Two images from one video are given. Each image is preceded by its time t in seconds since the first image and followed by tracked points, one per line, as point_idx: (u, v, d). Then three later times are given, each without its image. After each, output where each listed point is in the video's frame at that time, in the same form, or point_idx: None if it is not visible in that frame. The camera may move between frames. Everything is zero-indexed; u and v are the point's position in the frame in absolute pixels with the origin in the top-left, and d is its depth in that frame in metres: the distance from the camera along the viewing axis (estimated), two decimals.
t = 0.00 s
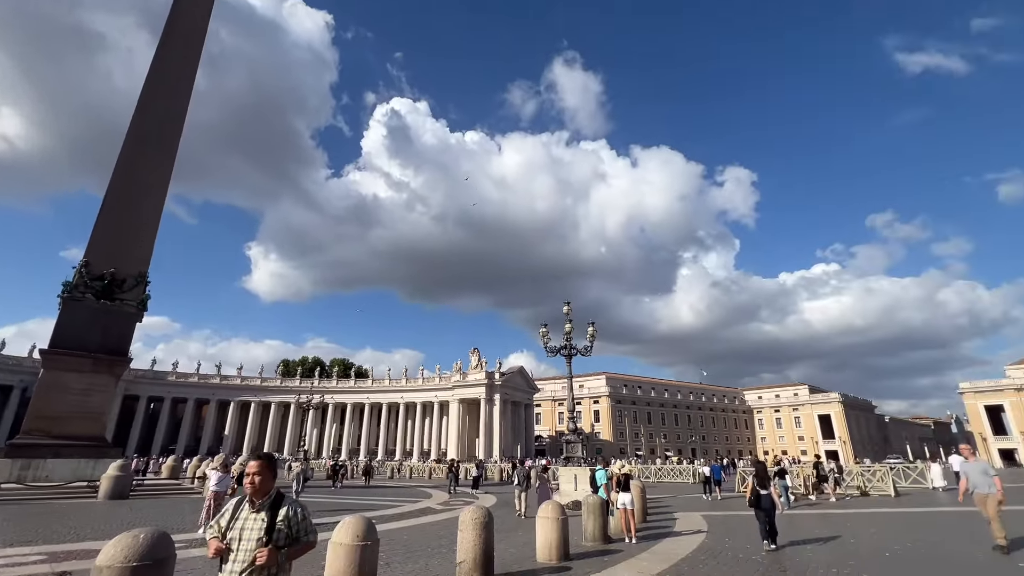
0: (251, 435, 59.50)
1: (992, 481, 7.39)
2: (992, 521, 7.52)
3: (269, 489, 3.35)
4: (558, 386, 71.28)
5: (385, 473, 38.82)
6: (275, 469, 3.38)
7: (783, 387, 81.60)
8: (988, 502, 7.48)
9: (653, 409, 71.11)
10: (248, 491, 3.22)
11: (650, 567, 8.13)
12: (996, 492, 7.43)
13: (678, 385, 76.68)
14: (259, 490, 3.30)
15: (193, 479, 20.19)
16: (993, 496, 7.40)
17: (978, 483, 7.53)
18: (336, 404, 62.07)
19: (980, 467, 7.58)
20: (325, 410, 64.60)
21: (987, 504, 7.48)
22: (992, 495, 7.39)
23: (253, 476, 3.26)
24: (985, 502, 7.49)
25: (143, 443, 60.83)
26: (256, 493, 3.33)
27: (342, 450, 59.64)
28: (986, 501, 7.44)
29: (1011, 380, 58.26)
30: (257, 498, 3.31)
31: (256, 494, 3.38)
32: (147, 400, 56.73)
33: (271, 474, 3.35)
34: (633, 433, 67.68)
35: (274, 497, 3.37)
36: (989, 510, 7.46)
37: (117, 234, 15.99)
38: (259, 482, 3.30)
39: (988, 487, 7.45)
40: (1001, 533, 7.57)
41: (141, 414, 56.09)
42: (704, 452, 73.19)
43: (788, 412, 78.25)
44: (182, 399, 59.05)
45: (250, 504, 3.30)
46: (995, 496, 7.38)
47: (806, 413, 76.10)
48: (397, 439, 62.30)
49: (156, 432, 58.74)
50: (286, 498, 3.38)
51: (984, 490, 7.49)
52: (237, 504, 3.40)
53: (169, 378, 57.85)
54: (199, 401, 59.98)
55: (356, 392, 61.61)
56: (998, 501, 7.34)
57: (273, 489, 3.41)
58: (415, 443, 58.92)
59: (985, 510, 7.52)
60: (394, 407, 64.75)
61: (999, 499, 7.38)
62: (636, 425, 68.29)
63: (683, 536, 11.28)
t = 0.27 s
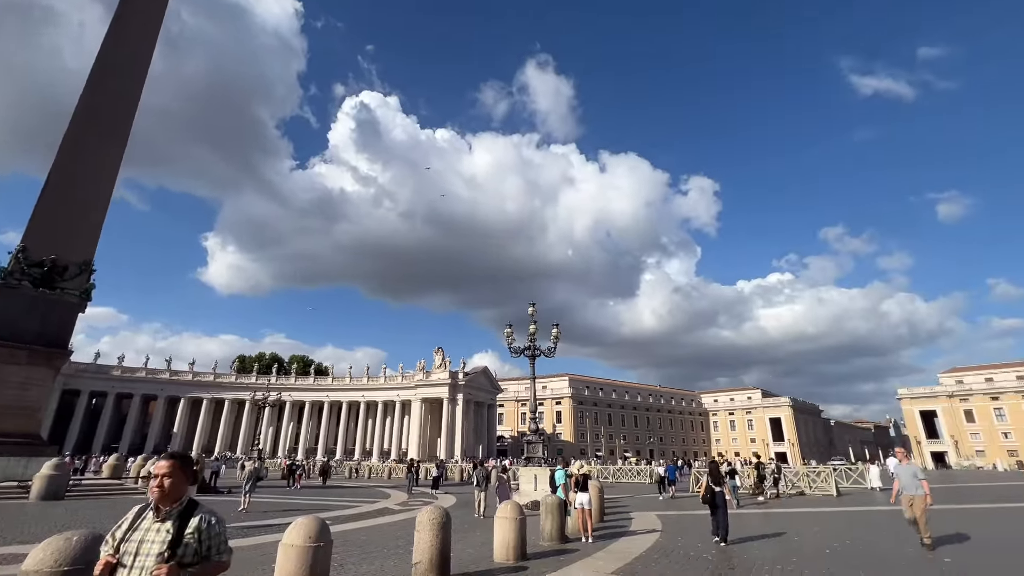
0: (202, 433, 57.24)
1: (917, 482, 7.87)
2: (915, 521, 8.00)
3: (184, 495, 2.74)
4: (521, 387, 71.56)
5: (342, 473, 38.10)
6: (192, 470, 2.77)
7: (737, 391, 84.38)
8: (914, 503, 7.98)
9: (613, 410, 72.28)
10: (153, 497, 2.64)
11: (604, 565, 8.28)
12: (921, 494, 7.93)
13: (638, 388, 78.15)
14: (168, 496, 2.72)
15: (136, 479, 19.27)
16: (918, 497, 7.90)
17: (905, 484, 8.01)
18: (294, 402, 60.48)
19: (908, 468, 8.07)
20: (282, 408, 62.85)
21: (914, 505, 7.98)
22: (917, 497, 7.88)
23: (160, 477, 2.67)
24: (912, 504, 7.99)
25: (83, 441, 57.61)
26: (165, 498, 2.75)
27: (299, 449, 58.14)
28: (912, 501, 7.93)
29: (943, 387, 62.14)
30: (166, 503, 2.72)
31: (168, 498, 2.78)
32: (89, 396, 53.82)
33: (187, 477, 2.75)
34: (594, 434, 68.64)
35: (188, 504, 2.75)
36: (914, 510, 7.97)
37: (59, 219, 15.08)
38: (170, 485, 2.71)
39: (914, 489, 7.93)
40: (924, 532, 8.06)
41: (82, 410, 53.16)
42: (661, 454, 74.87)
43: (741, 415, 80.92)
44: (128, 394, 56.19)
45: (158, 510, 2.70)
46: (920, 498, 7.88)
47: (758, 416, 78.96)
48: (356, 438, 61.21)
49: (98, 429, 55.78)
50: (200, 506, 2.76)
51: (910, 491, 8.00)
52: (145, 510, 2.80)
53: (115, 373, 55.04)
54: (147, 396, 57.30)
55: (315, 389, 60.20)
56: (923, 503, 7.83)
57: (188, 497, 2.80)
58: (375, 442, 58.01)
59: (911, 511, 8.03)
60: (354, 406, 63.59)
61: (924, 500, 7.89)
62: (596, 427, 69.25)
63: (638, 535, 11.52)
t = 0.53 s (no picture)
0: (148, 431, 54.64)
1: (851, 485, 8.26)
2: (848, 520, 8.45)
3: (55, 494, 2.44)
4: (485, 387, 71.44)
5: (298, 473, 37.13)
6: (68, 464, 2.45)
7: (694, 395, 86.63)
8: (847, 503, 8.41)
9: (575, 412, 73.03)
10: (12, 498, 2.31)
11: (561, 564, 8.36)
12: (854, 496, 8.35)
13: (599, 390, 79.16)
14: (35, 496, 2.39)
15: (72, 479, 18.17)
16: (850, 499, 8.32)
17: (840, 485, 8.41)
18: (250, 399, 58.54)
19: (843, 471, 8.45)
20: (236, 406, 60.73)
21: (848, 506, 8.41)
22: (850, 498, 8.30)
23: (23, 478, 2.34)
24: (846, 504, 8.41)
25: (16, 438, 54.07)
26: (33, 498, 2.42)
27: (253, 448, 56.26)
28: (845, 503, 8.36)
29: (884, 394, 65.52)
30: (33, 505, 2.39)
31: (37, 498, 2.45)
32: (24, 390, 50.60)
33: (60, 474, 2.43)
34: (555, 435, 69.18)
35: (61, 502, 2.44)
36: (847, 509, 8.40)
37: None
38: (38, 483, 2.38)
39: (847, 490, 8.34)
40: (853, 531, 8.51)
41: (16, 405, 49.90)
42: (620, 455, 76.12)
43: (698, 418, 83.16)
44: (68, 388, 52.72)
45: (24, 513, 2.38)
46: (853, 499, 8.31)
47: (714, 420, 81.36)
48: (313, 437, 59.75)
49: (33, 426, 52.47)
50: (78, 506, 2.46)
51: (843, 492, 8.41)
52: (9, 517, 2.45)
53: (54, 366, 51.94)
54: (89, 392, 54.30)
55: (273, 387, 58.44)
56: (856, 504, 8.27)
57: (60, 496, 2.48)
58: (334, 442, 56.72)
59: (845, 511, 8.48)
60: (313, 404, 62.06)
61: (856, 500, 8.32)
62: (558, 428, 69.82)
63: (595, 535, 11.67)
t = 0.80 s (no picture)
0: (91, 428, 51.87)
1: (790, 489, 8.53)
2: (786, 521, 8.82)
3: None
4: (449, 387, 71.01)
5: (252, 473, 35.92)
6: None
7: (655, 398, 88.36)
8: (786, 505, 8.76)
9: (539, 413, 73.42)
10: None
11: (519, 565, 8.39)
12: (792, 497, 8.69)
13: (563, 392, 79.72)
14: None
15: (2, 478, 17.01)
16: (789, 501, 8.67)
17: (779, 490, 8.68)
18: (203, 396, 56.38)
19: (782, 476, 8.69)
20: (188, 402, 58.36)
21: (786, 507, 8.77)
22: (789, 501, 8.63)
23: None
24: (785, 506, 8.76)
25: None
26: None
27: (205, 447, 54.17)
28: (784, 505, 8.70)
29: (832, 399, 68.43)
30: None
31: None
32: None
33: None
34: (518, 436, 69.34)
35: None
36: (785, 511, 8.77)
37: None
38: None
39: (787, 494, 8.65)
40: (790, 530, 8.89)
41: None
42: (582, 456, 76.91)
43: (658, 421, 84.88)
44: (3, 382, 50.20)
45: None
46: (791, 502, 8.67)
47: (673, 422, 83.31)
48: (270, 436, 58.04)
49: None
50: None
51: (783, 494, 8.72)
52: None
53: None
54: (26, 386, 51.11)
55: (228, 383, 56.48)
56: (794, 506, 8.64)
57: None
58: (291, 441, 55.23)
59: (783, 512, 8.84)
60: (271, 402, 60.29)
61: (794, 502, 8.69)
62: (522, 429, 69.97)
63: (553, 536, 11.75)
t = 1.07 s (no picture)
0: (29, 424, 48.90)
1: (740, 489, 8.76)
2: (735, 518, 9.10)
3: None
4: (413, 386, 70.22)
5: (204, 473, 34.58)
6: None
7: (617, 400, 89.70)
8: (735, 503, 9.01)
9: (503, 414, 73.47)
10: None
11: (478, 566, 8.35)
12: (741, 496, 8.97)
13: (528, 393, 79.96)
14: None
15: None
16: (738, 499, 8.94)
17: (729, 489, 8.90)
18: (153, 392, 53.97)
19: (732, 476, 8.92)
20: (137, 398, 55.75)
21: (735, 505, 9.04)
22: (738, 500, 8.90)
23: None
24: (734, 504, 9.03)
25: None
26: None
27: (154, 445, 51.84)
28: (733, 503, 8.95)
29: (786, 404, 71.05)
30: None
31: None
32: None
33: None
34: (482, 437, 69.17)
35: None
36: (734, 508, 9.04)
37: None
38: None
39: (736, 492, 8.90)
40: (739, 527, 9.17)
41: None
42: (545, 458, 77.33)
43: (620, 423, 86.17)
44: None
45: None
46: (740, 500, 8.94)
47: (634, 424, 84.82)
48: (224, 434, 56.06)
49: None
50: None
51: (733, 494, 8.97)
52: None
53: None
54: None
55: (181, 379, 54.26)
56: (742, 503, 8.92)
57: None
58: (247, 440, 53.48)
59: (732, 508, 9.10)
60: (226, 399, 58.25)
61: (742, 500, 8.97)
62: (486, 430, 69.85)
63: (514, 537, 11.75)
